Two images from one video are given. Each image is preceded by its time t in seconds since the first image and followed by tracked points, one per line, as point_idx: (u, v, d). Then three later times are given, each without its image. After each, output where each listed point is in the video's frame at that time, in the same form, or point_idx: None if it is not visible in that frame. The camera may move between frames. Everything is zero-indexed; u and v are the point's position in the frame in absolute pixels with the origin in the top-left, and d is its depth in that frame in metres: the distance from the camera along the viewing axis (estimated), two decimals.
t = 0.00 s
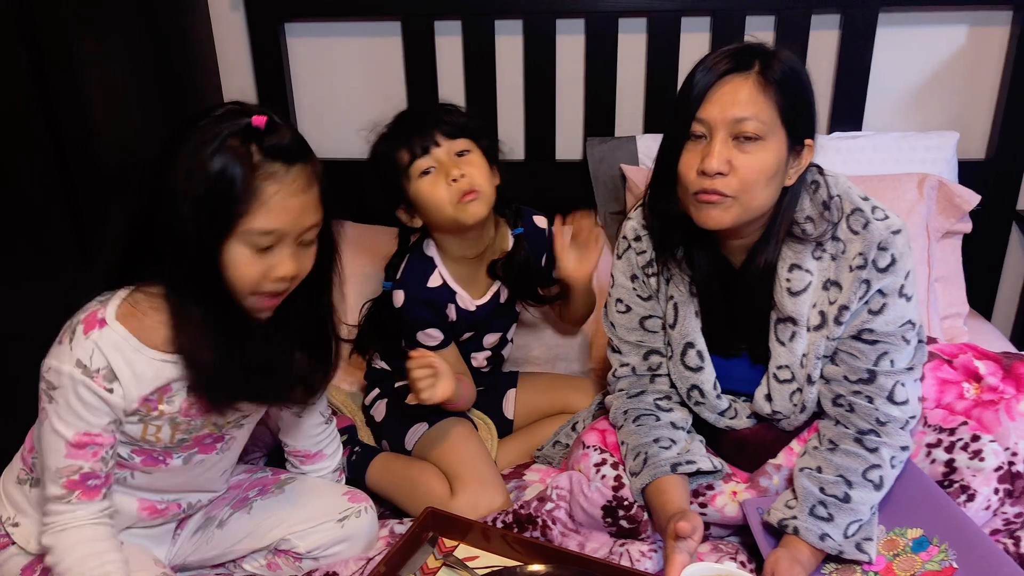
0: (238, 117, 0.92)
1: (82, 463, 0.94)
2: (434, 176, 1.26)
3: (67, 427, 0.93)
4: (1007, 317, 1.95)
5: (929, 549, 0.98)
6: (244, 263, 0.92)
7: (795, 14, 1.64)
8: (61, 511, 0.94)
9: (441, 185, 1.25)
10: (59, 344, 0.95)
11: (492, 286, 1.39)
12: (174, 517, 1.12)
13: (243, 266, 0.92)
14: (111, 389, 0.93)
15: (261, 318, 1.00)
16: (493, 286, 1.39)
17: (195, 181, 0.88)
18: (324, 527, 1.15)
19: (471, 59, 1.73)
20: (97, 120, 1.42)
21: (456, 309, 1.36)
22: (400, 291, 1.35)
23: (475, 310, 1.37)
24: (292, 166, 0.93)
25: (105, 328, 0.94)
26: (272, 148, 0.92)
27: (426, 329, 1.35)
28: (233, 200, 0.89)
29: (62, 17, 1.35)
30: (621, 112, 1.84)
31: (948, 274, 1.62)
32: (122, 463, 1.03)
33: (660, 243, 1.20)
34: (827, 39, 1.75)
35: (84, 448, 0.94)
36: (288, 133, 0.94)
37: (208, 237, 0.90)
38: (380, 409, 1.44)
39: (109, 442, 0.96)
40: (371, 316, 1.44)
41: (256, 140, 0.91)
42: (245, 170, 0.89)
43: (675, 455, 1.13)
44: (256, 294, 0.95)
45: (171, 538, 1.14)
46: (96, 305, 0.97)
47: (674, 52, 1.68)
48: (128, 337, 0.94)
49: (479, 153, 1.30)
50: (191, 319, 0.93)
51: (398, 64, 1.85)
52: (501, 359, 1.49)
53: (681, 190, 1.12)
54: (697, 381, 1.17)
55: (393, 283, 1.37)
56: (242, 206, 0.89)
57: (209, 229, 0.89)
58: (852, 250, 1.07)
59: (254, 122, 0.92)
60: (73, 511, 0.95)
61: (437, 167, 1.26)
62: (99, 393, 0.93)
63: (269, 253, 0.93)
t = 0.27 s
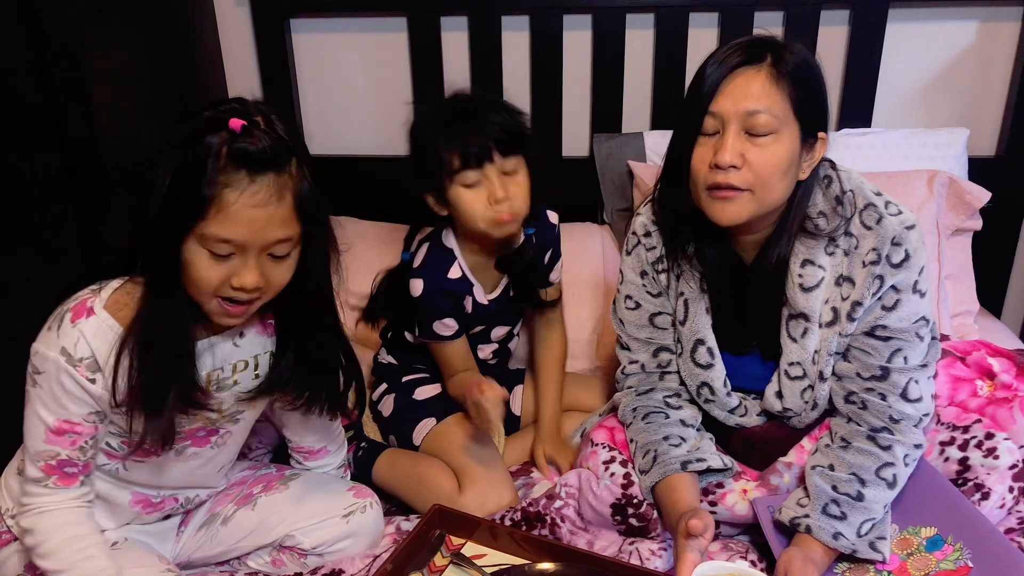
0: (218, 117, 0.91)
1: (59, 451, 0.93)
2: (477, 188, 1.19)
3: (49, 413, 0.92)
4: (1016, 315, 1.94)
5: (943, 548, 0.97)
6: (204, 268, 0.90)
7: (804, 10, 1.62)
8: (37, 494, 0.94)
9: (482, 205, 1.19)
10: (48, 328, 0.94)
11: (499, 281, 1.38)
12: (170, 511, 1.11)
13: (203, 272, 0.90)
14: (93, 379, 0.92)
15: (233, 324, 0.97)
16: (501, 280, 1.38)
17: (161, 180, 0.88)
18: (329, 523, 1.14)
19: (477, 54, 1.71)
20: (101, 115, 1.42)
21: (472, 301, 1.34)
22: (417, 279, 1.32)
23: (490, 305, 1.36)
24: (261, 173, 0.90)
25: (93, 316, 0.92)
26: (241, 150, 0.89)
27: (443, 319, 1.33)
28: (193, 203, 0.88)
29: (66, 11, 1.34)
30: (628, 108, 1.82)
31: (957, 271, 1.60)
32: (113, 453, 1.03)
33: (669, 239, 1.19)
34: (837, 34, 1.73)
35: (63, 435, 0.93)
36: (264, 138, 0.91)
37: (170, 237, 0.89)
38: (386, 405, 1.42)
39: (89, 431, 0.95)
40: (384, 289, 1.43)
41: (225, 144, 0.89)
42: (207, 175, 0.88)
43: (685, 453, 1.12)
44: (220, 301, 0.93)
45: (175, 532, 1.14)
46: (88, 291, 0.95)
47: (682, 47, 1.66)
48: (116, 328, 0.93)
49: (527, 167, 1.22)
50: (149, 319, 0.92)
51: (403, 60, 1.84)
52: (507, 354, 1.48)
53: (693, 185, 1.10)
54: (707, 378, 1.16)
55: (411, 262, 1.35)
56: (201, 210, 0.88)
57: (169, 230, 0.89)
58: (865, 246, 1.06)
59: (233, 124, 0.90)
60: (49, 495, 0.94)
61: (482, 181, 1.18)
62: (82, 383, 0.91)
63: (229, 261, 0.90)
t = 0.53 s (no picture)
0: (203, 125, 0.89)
1: (63, 445, 0.92)
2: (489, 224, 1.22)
3: (48, 405, 0.91)
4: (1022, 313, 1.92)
5: (951, 547, 0.96)
6: (187, 275, 0.91)
7: (808, 4, 1.61)
8: (38, 492, 0.92)
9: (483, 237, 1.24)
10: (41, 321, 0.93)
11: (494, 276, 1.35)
12: (166, 506, 1.09)
13: (187, 279, 0.91)
14: (91, 369, 0.91)
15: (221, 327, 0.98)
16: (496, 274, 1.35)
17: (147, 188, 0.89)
18: (326, 516, 1.13)
19: (479, 49, 1.70)
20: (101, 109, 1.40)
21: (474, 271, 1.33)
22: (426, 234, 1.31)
23: (493, 285, 1.35)
24: (242, 186, 0.89)
25: (89, 307, 0.91)
26: (220, 165, 0.88)
27: (444, 277, 1.31)
28: (174, 214, 0.87)
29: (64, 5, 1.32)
30: (631, 104, 1.81)
31: (964, 268, 1.57)
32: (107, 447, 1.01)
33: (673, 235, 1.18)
34: (841, 29, 1.72)
35: (65, 429, 0.92)
36: (247, 148, 0.89)
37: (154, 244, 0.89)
38: (386, 400, 1.42)
39: (91, 423, 0.93)
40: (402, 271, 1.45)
41: (206, 153, 0.88)
42: (188, 186, 0.87)
43: (690, 451, 1.11)
44: (205, 308, 0.93)
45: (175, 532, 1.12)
46: (83, 285, 0.95)
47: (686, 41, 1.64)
48: (111, 319, 0.92)
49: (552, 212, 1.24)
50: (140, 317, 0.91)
51: (403, 56, 1.83)
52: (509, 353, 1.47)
53: (696, 179, 1.09)
54: (713, 375, 1.15)
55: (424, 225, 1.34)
56: (182, 220, 0.88)
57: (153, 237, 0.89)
58: (874, 241, 1.05)
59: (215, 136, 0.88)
60: (51, 493, 0.92)
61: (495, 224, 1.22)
62: (79, 374, 0.91)
63: (211, 271, 0.90)
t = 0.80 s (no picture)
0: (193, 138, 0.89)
1: (80, 463, 0.90)
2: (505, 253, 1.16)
3: (64, 425, 0.89)
4: None
5: (951, 548, 0.95)
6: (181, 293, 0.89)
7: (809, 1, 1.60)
8: (55, 515, 0.88)
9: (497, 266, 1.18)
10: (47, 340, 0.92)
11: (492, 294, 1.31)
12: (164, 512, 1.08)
13: (182, 297, 0.90)
14: (105, 383, 0.90)
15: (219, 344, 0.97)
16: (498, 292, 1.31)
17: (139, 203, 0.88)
18: (323, 519, 1.13)
19: (478, 47, 1.69)
20: (99, 105, 1.40)
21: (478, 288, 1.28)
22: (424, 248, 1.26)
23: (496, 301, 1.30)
24: (232, 200, 0.88)
25: (100, 321, 0.90)
26: (210, 180, 0.87)
27: (448, 291, 1.25)
28: (164, 229, 0.87)
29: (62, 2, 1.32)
30: (630, 103, 1.80)
31: (964, 267, 1.56)
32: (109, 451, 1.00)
33: (673, 233, 1.17)
34: (842, 28, 1.71)
35: (81, 446, 0.90)
36: (237, 161, 0.88)
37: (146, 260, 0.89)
38: (385, 390, 1.41)
39: (106, 438, 0.92)
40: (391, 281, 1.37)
41: (196, 167, 0.87)
42: (178, 201, 0.87)
43: (688, 451, 1.10)
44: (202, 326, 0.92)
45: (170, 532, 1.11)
46: (85, 298, 0.93)
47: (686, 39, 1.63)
48: (121, 332, 0.91)
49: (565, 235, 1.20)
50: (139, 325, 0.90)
51: (402, 54, 1.82)
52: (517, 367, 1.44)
53: (694, 179, 1.09)
54: (713, 375, 1.14)
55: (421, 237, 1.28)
56: (173, 235, 0.87)
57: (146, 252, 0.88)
58: (877, 240, 1.04)
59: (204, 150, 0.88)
60: (69, 515, 0.89)
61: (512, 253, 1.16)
62: (93, 389, 0.89)
63: (204, 288, 0.89)
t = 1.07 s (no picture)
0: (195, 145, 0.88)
1: (81, 477, 0.89)
2: (489, 272, 1.14)
3: (67, 437, 0.88)
4: None
5: (956, 551, 0.94)
6: (187, 304, 0.89)
7: None
8: (51, 529, 0.87)
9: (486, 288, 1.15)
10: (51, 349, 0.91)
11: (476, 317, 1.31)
12: (166, 518, 1.07)
13: (189, 308, 0.89)
14: (110, 395, 0.90)
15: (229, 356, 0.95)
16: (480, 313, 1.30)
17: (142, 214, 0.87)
18: (324, 524, 1.13)
19: (478, 46, 1.68)
20: (94, 102, 1.40)
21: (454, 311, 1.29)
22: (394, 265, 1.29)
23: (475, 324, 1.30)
24: (236, 206, 0.87)
25: (108, 332, 0.90)
26: (214, 185, 0.86)
27: (421, 313, 1.28)
28: (169, 239, 0.86)
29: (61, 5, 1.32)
30: (632, 101, 1.79)
31: (968, 267, 1.55)
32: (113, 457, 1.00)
33: (673, 234, 1.16)
34: (845, 26, 1.70)
35: (82, 459, 0.89)
36: (240, 166, 0.87)
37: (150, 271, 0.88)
38: (384, 384, 1.40)
39: (108, 452, 0.91)
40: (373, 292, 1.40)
41: (198, 173, 0.86)
42: (181, 208, 0.86)
43: (690, 454, 1.09)
44: (212, 338, 0.91)
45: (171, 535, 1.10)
46: (91, 309, 0.93)
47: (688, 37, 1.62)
48: (127, 344, 0.91)
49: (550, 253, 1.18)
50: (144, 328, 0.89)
51: (402, 52, 1.81)
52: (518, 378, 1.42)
53: (693, 182, 1.07)
54: (715, 377, 1.13)
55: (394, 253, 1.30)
56: (177, 244, 0.86)
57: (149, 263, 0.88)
58: (879, 239, 1.03)
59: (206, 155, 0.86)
60: (66, 530, 0.88)
61: (497, 271, 1.14)
62: (99, 400, 0.89)
63: (211, 298, 0.89)
